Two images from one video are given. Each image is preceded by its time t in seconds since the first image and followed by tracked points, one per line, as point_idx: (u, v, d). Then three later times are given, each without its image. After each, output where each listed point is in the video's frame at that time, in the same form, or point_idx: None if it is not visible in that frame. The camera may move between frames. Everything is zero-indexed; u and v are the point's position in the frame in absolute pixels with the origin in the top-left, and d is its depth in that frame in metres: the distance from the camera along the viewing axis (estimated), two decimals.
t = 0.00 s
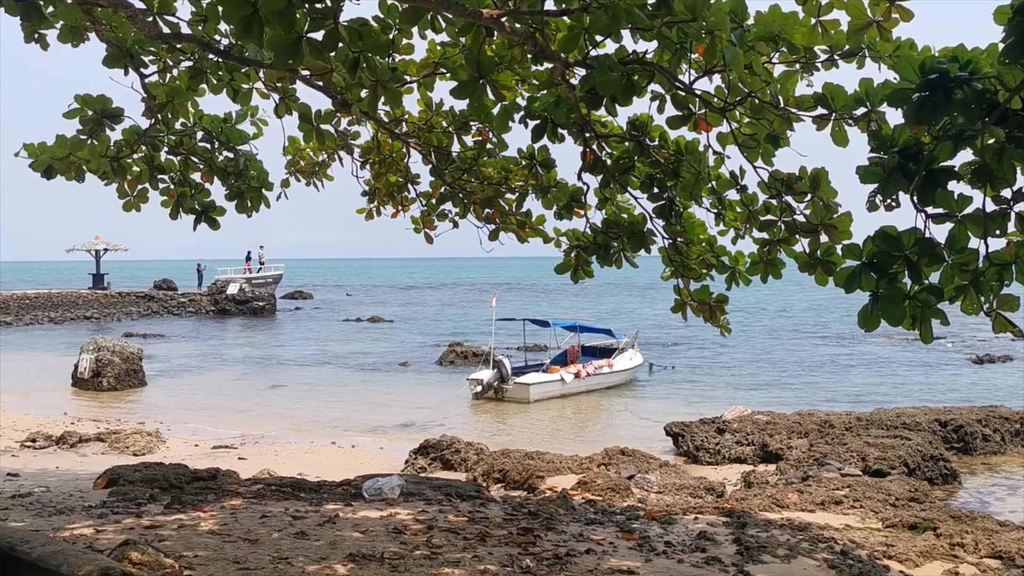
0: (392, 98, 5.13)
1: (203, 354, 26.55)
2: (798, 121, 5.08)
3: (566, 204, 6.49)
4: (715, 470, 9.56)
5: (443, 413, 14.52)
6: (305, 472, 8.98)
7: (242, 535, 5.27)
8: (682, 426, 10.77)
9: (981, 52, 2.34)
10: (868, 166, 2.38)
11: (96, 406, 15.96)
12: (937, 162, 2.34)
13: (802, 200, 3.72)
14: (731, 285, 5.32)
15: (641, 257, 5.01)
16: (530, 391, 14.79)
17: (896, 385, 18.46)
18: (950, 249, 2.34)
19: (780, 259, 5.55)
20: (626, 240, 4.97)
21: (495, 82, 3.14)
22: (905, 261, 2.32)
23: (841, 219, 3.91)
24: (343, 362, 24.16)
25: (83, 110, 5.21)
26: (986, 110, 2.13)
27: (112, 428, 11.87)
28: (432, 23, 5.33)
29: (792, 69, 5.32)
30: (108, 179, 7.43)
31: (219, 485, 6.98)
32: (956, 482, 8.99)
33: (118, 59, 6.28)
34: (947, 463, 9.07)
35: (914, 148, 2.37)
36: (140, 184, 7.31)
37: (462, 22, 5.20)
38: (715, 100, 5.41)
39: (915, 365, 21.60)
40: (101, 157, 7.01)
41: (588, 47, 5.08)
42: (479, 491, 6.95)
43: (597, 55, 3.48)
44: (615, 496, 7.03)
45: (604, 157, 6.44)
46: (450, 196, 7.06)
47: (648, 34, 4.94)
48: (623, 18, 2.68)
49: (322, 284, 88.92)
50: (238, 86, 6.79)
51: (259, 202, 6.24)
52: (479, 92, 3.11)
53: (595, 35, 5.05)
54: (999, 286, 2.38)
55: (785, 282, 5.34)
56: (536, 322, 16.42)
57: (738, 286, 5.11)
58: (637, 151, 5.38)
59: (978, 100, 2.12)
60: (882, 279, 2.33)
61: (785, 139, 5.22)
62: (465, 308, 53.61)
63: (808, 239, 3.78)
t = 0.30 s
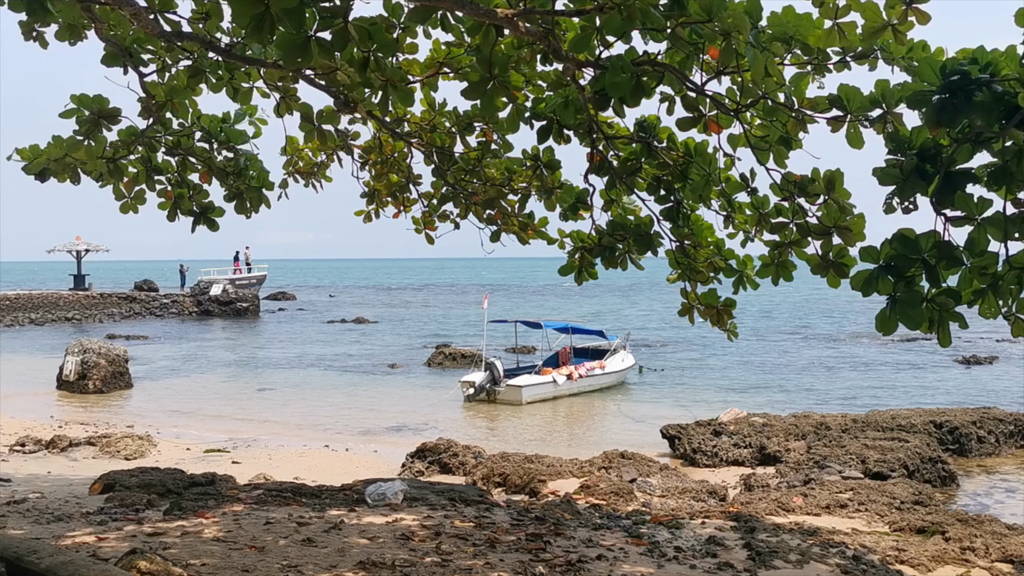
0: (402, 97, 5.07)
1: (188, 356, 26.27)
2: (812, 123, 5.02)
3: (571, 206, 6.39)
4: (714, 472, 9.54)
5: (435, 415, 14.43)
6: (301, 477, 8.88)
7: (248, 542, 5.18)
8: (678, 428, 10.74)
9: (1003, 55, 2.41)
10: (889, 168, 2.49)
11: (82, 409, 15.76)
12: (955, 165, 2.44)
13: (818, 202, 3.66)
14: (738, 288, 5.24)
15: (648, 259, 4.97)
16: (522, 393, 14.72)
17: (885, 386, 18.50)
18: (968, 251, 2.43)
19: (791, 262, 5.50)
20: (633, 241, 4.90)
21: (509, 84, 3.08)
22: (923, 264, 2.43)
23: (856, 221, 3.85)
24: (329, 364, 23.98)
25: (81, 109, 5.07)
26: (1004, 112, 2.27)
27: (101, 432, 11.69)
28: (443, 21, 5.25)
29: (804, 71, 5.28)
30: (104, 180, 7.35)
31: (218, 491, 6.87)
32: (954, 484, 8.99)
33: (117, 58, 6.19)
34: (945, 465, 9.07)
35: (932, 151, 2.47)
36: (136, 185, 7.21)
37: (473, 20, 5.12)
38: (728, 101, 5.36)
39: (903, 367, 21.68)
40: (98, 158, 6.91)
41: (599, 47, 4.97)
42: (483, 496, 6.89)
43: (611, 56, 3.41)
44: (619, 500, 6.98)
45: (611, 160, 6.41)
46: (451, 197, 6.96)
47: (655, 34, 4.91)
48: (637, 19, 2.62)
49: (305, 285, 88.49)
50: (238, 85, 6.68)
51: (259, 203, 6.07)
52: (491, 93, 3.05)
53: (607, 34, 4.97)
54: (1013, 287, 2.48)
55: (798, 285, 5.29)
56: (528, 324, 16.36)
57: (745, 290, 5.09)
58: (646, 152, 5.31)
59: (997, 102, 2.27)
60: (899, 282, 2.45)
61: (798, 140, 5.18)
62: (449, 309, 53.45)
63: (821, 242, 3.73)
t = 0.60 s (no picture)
0: (418, 96, 5.02)
1: (181, 358, 26.13)
2: (834, 124, 4.97)
3: (583, 206, 6.32)
4: (718, 474, 9.50)
5: (434, 415, 14.36)
6: (306, 479, 8.82)
7: (262, 547, 5.10)
8: (681, 429, 10.72)
9: None
10: (914, 170, 2.48)
11: (78, 410, 15.65)
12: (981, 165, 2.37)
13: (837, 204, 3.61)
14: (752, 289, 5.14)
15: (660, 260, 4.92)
16: (521, 394, 14.66)
17: (882, 386, 18.53)
18: (995, 253, 2.36)
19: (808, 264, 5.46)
20: (645, 242, 4.82)
21: (529, 83, 3.04)
22: (949, 265, 2.37)
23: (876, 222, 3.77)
24: (324, 365, 23.87)
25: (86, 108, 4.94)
26: None
27: (99, 434, 11.59)
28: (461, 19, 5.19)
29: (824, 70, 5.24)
30: (109, 180, 7.31)
31: (226, 494, 6.80)
32: (960, 485, 8.97)
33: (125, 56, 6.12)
34: (951, 466, 9.05)
35: (958, 152, 2.45)
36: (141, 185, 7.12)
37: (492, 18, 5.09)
38: (748, 101, 5.33)
39: (898, 368, 21.70)
40: (104, 158, 6.85)
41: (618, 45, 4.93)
42: (493, 498, 6.83)
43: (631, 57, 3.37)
44: (629, 503, 6.93)
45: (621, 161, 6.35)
46: (461, 196, 6.88)
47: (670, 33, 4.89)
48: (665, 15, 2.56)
49: (295, 285, 88.27)
50: (246, 84, 6.62)
51: (265, 204, 5.92)
52: (512, 94, 3.02)
53: (628, 33, 4.94)
54: None
55: (815, 285, 5.13)
56: (526, 324, 16.32)
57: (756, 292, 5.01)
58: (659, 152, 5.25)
59: None
60: (924, 284, 2.38)
61: (818, 141, 5.14)
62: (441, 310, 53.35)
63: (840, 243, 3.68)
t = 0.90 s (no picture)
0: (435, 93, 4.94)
1: (175, 359, 25.96)
2: (853, 123, 4.91)
3: (593, 206, 6.24)
4: (723, 476, 9.45)
5: (433, 417, 14.27)
6: (308, 482, 8.73)
7: (273, 552, 5.03)
8: (685, 431, 10.67)
9: None
10: (938, 168, 2.45)
11: (73, 412, 15.50)
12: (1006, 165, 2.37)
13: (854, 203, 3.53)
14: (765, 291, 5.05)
15: (671, 261, 4.85)
16: (521, 396, 14.60)
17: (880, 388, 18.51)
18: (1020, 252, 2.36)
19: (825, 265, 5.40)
20: (657, 245, 4.73)
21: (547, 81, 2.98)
22: (972, 265, 2.37)
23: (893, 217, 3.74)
24: (320, 366, 23.74)
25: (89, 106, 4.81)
26: None
27: (96, 436, 11.47)
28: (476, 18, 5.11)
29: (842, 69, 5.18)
30: (112, 179, 7.22)
31: (231, 498, 6.72)
32: (967, 487, 8.94)
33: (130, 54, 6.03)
34: (958, 468, 9.01)
35: (983, 151, 2.42)
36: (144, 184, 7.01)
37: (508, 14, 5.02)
38: (765, 100, 5.26)
39: (895, 369, 21.69)
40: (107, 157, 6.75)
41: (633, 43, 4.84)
42: (503, 502, 6.77)
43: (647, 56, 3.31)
44: (639, 506, 6.87)
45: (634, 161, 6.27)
46: (470, 196, 6.80)
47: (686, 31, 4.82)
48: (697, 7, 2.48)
49: (287, 286, 88.01)
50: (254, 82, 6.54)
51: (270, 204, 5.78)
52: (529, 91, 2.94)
53: (645, 32, 4.86)
54: None
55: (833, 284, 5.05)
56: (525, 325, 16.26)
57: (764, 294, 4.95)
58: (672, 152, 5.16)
59: None
60: (948, 284, 2.40)
61: (835, 140, 5.08)
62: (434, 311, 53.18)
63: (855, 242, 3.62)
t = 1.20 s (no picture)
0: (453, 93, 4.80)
1: (169, 361, 25.78)
2: (875, 121, 4.82)
3: (606, 207, 6.13)
4: (729, 479, 9.38)
5: (434, 418, 14.17)
6: (312, 485, 8.63)
7: (286, 559, 4.93)
8: (690, 433, 10.62)
9: None
10: (966, 168, 2.34)
11: (68, 415, 15.34)
12: None
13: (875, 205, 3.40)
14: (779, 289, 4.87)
15: (686, 263, 4.71)
16: (522, 398, 14.50)
17: (880, 389, 18.48)
18: None
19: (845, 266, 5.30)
20: (671, 245, 4.59)
21: (562, 79, 2.85)
22: (1000, 266, 2.21)
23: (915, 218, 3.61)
24: (315, 368, 23.61)
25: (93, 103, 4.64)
26: None
27: (94, 440, 11.33)
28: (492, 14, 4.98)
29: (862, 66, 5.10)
30: (115, 178, 7.10)
31: (238, 503, 6.61)
32: (975, 489, 8.88)
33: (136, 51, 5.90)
34: (966, 470, 8.95)
35: (1012, 148, 2.30)
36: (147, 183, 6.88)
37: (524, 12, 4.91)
38: (783, 98, 5.17)
39: (893, 370, 21.68)
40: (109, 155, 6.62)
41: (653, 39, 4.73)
42: (513, 506, 6.67)
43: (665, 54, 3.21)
44: (651, 510, 6.79)
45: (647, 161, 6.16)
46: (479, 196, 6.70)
47: (704, 26, 4.70)
48: None
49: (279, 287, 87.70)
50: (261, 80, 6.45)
51: (274, 204, 5.61)
52: (546, 90, 2.81)
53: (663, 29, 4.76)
54: None
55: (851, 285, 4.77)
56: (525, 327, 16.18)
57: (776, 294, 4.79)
58: (687, 152, 5.00)
59: None
60: (974, 285, 2.25)
61: (857, 139, 4.99)
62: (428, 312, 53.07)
63: (876, 244, 3.51)
